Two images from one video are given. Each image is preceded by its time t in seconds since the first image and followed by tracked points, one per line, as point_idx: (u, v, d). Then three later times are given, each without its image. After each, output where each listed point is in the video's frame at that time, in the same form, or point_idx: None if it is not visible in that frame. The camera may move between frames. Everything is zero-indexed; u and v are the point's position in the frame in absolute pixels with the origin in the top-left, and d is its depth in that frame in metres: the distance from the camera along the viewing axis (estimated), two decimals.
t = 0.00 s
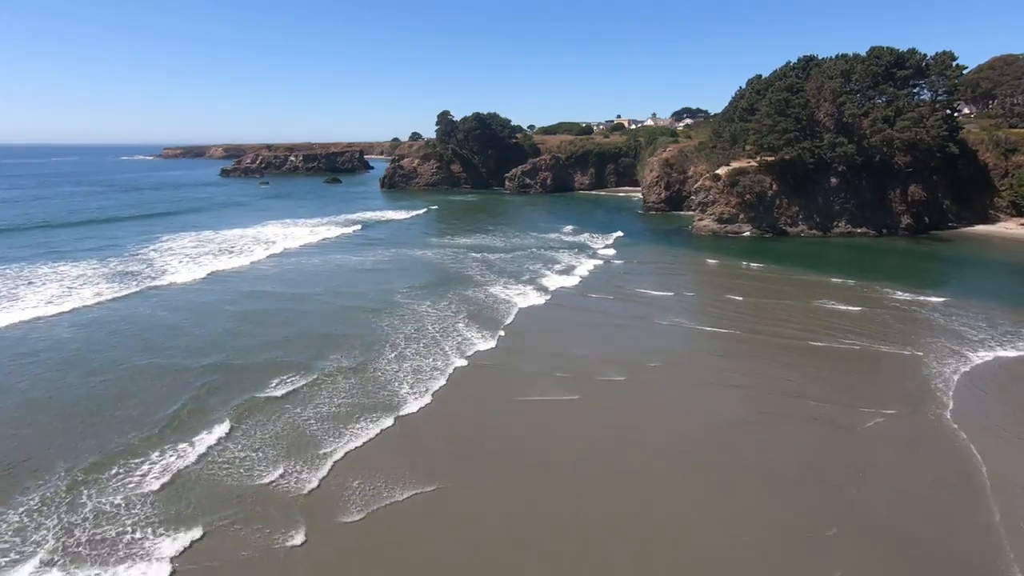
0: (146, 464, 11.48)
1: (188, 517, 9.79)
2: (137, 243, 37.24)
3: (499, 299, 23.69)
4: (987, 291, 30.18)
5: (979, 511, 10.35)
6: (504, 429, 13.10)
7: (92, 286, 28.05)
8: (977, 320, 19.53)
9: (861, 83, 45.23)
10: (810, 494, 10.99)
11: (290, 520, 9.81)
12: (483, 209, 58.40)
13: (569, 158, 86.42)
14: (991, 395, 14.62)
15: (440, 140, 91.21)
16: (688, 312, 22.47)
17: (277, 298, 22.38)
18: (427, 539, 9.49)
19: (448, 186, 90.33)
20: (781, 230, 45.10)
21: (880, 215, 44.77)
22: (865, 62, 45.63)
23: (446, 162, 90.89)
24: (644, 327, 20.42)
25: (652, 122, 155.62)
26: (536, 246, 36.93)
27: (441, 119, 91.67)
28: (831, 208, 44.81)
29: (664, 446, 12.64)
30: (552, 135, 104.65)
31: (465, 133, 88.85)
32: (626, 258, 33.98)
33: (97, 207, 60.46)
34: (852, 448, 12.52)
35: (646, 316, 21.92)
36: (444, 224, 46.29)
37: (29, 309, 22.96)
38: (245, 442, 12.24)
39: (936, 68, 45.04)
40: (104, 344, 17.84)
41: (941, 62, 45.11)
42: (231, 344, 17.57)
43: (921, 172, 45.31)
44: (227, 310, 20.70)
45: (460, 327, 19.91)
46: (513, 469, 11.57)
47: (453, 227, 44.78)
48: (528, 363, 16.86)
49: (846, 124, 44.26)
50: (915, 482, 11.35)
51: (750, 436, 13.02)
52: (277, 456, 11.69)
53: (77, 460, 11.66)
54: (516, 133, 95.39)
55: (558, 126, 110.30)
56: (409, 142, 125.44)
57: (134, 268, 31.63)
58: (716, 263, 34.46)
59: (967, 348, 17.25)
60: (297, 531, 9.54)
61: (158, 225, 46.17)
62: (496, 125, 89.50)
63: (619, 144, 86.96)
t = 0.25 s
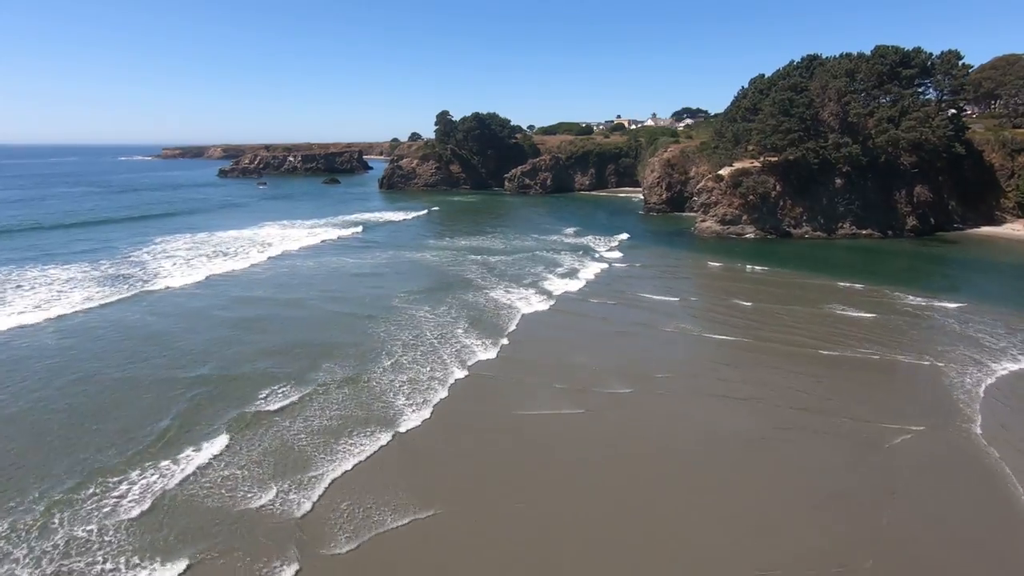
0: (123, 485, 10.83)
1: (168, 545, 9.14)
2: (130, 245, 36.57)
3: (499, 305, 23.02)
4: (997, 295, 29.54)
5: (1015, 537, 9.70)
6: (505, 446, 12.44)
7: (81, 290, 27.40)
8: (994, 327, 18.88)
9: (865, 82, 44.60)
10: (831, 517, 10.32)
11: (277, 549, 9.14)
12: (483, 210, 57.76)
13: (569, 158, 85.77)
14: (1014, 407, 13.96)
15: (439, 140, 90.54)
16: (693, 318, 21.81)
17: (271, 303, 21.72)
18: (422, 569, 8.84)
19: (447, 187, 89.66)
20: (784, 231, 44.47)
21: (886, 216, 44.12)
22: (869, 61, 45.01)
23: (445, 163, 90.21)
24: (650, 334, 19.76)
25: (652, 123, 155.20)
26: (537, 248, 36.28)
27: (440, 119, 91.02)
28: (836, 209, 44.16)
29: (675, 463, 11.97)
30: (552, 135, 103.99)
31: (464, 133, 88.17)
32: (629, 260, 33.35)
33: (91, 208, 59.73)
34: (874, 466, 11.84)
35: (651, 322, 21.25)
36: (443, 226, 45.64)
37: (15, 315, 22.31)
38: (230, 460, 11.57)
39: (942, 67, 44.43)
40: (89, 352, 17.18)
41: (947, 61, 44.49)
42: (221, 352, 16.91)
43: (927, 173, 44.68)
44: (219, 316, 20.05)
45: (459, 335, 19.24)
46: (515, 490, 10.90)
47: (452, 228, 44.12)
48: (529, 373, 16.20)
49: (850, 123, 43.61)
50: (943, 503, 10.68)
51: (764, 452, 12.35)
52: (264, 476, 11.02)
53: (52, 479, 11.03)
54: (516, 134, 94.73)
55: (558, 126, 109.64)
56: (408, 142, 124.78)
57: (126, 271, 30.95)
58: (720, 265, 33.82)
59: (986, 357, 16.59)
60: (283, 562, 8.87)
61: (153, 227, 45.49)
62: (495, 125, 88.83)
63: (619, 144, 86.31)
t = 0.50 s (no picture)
0: (97, 509, 10.16)
1: None
2: (121, 248, 35.80)
3: (500, 311, 22.30)
4: (1008, 299, 28.86)
5: None
6: (506, 466, 11.75)
7: (69, 294, 26.61)
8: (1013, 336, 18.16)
9: (871, 81, 43.86)
10: (855, 549, 9.65)
11: None
12: (483, 211, 57.08)
13: (569, 159, 85.10)
14: None
15: (438, 140, 89.75)
16: (700, 325, 21.11)
17: (264, 309, 21.00)
18: None
19: (446, 187, 88.90)
20: (789, 232, 43.75)
21: (892, 217, 43.40)
22: (875, 59, 44.29)
23: (444, 163, 89.50)
24: (656, 343, 19.04)
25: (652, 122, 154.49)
26: (538, 250, 35.54)
27: (439, 118, 90.23)
28: (841, 210, 43.47)
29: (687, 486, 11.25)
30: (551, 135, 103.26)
31: (463, 133, 87.40)
32: (632, 263, 32.63)
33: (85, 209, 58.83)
34: (898, 491, 11.15)
35: (657, 329, 20.54)
36: (442, 227, 44.88)
37: None
38: (215, 483, 10.88)
39: (948, 66, 43.70)
40: (73, 362, 16.49)
41: (953, 59, 43.77)
42: (211, 363, 16.22)
43: (933, 173, 43.99)
44: (209, 324, 19.34)
45: (460, 343, 18.52)
46: (516, 516, 10.22)
47: (451, 230, 43.41)
48: (531, 385, 15.49)
49: (856, 123, 42.90)
50: (975, 535, 9.99)
51: (782, 475, 11.64)
52: (249, 501, 10.32)
53: (22, 504, 10.34)
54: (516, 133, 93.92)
55: (558, 126, 108.92)
56: (407, 142, 124.07)
57: (118, 275, 30.25)
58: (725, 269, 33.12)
59: (1008, 370, 15.89)
60: None
61: (147, 228, 44.77)
62: (495, 125, 88.09)
63: (620, 144, 85.56)
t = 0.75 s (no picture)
0: (62, 542, 9.46)
1: None
2: (113, 251, 35.05)
3: (501, 318, 21.51)
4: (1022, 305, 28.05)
5: None
6: (506, 488, 10.97)
7: (55, 300, 25.88)
8: None
9: (877, 80, 43.06)
10: None
11: None
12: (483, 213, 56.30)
13: (569, 159, 84.35)
14: None
15: (437, 141, 88.99)
16: (709, 334, 20.29)
17: (254, 318, 20.22)
18: None
19: (445, 189, 88.15)
20: (794, 234, 42.95)
21: (899, 219, 42.60)
22: (881, 58, 43.53)
23: (444, 164, 88.73)
24: (663, 353, 18.24)
25: (653, 123, 153.76)
26: (539, 253, 34.76)
27: (438, 119, 89.51)
28: (847, 212, 42.68)
29: (701, 510, 10.43)
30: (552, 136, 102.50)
31: (462, 133, 86.66)
32: (636, 267, 31.83)
33: (79, 211, 58.11)
34: (927, 516, 10.32)
35: (663, 339, 19.74)
36: (441, 229, 44.11)
37: None
38: (192, 511, 10.14)
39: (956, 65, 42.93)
40: (51, 374, 15.70)
41: (961, 58, 43.00)
42: (196, 376, 15.49)
43: (941, 174, 43.20)
44: (197, 333, 18.59)
45: (459, 353, 17.75)
46: (516, 543, 9.43)
47: (451, 232, 42.61)
48: (533, 400, 14.70)
49: (862, 123, 42.12)
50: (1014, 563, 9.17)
51: (800, 498, 10.84)
52: (229, 531, 9.57)
53: None
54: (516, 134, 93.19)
55: (558, 126, 108.20)
56: (406, 143, 123.37)
57: (107, 278, 29.47)
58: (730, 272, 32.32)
59: None
60: None
61: (141, 231, 43.96)
62: (494, 125, 87.33)
63: (621, 145, 84.80)
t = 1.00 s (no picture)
0: None
1: None
2: (102, 253, 34.19)
3: (501, 326, 20.62)
4: None
5: None
6: (505, 518, 10.15)
7: (39, 305, 25.04)
8: None
9: (884, 79, 42.21)
10: None
11: None
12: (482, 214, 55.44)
13: (569, 159, 83.51)
14: None
15: (436, 140, 88.14)
16: (719, 343, 19.41)
17: (242, 326, 19.32)
18: None
19: (444, 189, 87.30)
20: (799, 236, 42.09)
21: (906, 221, 41.75)
22: (888, 57, 42.68)
23: (442, 164, 87.81)
24: (671, 365, 17.39)
25: (654, 123, 152.90)
26: (540, 256, 33.91)
27: (437, 118, 88.63)
28: (853, 213, 41.77)
29: (719, 545, 9.61)
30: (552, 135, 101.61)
31: (461, 133, 85.81)
32: (641, 270, 30.96)
33: (71, 212, 57.23)
34: (964, 557, 9.50)
35: (671, 348, 18.91)
36: (439, 231, 43.26)
37: None
38: (163, 547, 9.29)
39: (964, 64, 42.08)
40: (24, 389, 14.85)
41: (969, 57, 42.14)
42: (178, 392, 14.64)
43: (949, 175, 42.34)
44: (182, 344, 17.76)
45: (458, 364, 16.92)
46: None
47: (449, 234, 41.74)
48: (534, 418, 13.83)
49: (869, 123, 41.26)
50: None
51: (825, 533, 10.01)
52: (202, 571, 8.73)
53: None
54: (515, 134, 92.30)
55: (558, 126, 107.36)
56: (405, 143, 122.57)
57: (94, 282, 28.60)
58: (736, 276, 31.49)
59: None
60: None
61: (132, 232, 43.07)
62: (494, 125, 86.47)
63: (621, 145, 83.92)
